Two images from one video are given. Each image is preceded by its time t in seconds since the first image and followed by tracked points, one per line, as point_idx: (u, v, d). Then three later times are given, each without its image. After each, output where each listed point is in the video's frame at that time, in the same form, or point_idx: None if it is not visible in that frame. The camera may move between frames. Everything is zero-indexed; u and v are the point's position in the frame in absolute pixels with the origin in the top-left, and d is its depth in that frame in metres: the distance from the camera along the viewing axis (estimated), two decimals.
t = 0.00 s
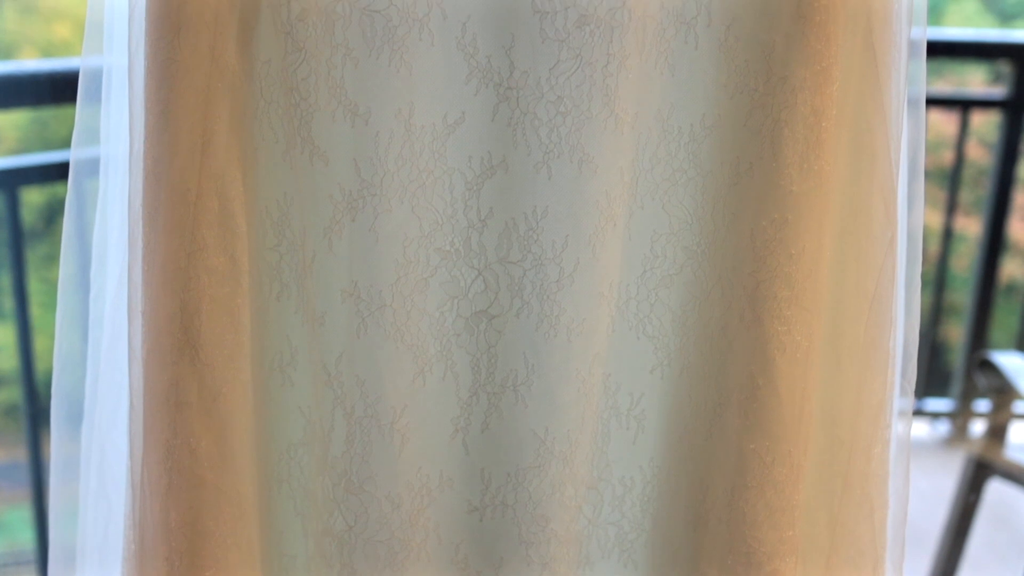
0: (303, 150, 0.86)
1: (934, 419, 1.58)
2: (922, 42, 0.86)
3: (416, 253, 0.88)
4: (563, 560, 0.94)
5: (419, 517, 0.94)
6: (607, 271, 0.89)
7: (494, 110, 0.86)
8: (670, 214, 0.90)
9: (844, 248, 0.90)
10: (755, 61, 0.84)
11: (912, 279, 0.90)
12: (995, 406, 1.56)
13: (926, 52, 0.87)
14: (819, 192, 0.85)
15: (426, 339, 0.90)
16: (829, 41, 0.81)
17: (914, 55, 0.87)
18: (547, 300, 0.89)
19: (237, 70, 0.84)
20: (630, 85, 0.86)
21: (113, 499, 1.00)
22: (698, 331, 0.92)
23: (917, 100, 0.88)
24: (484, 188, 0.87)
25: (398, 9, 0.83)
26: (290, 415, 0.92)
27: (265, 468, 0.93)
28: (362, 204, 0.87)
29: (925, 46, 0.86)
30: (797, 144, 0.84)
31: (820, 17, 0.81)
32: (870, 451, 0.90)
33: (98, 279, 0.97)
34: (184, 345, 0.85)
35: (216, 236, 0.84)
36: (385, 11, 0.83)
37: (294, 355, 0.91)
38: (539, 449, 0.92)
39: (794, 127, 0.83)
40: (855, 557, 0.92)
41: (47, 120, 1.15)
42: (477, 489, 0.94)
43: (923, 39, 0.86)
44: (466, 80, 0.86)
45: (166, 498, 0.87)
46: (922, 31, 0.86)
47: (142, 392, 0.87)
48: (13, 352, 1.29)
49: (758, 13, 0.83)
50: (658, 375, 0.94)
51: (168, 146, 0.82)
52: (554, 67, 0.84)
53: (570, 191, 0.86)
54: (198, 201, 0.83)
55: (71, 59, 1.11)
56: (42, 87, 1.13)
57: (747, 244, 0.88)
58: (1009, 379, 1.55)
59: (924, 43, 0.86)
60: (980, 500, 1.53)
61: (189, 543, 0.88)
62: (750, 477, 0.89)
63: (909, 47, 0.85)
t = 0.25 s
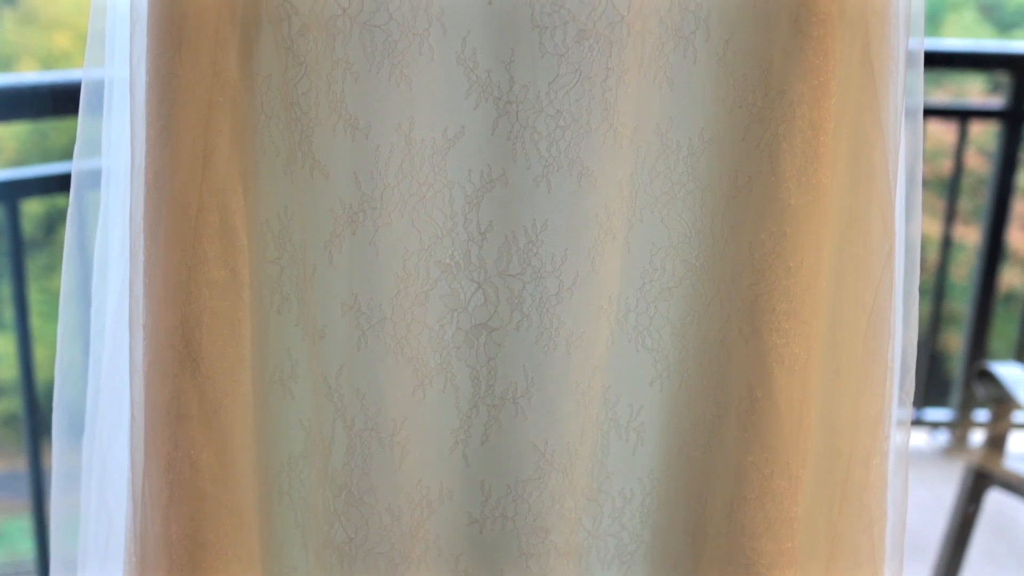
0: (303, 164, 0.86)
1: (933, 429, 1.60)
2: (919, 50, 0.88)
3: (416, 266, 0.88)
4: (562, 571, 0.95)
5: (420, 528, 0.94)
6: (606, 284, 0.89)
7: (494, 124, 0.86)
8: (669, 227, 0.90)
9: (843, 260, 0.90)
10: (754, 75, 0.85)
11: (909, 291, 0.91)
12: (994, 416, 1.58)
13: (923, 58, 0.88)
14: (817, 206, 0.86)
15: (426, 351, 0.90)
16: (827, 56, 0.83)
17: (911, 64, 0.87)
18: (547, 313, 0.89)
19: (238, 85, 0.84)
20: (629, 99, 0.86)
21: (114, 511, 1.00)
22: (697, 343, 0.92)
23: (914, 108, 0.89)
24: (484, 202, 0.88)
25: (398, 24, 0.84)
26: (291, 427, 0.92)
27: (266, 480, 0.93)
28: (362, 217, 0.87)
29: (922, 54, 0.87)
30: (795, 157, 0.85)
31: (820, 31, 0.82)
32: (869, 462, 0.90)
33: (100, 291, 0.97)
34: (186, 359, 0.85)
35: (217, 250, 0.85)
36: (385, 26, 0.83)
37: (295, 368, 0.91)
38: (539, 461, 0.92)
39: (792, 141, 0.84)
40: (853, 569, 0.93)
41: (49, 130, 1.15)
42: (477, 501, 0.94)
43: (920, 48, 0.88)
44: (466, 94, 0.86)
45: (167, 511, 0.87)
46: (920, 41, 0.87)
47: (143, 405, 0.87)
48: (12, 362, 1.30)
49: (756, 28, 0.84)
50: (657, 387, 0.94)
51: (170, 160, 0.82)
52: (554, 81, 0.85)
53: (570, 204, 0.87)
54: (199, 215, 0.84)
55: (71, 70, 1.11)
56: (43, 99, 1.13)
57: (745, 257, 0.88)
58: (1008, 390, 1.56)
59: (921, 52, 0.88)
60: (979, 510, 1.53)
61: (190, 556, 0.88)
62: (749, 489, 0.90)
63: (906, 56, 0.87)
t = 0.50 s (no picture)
0: (304, 180, 0.87)
1: (933, 439, 1.61)
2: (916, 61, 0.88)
3: (416, 281, 0.89)
4: None
5: (420, 542, 0.95)
6: (605, 299, 0.90)
7: (494, 139, 0.86)
8: (668, 242, 0.90)
9: (839, 275, 0.90)
10: (752, 91, 0.86)
11: (908, 304, 0.91)
12: (993, 426, 1.59)
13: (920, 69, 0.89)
14: (815, 222, 0.87)
15: (426, 366, 0.91)
16: (825, 72, 0.84)
17: (909, 75, 0.88)
18: (546, 328, 0.89)
19: (240, 101, 0.85)
20: (628, 115, 0.87)
21: (116, 523, 1.00)
22: (696, 358, 0.93)
23: (912, 120, 0.89)
24: (484, 217, 0.88)
25: (399, 41, 0.84)
26: (291, 442, 0.93)
27: (266, 493, 0.94)
28: (362, 232, 0.87)
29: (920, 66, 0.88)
30: (794, 173, 0.86)
31: (818, 48, 0.83)
32: (867, 476, 0.90)
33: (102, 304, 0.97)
34: (187, 373, 0.85)
35: (218, 265, 0.86)
36: (386, 43, 0.84)
37: (296, 382, 0.91)
38: (539, 475, 0.93)
39: (790, 157, 0.85)
40: None
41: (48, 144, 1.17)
42: (477, 514, 0.95)
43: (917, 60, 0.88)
44: (466, 111, 0.87)
45: (168, 525, 0.88)
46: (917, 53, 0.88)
47: (145, 420, 0.87)
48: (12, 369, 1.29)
49: (754, 45, 0.85)
50: (656, 402, 0.94)
51: (172, 176, 0.83)
52: (553, 98, 0.85)
53: (570, 219, 0.88)
54: (201, 231, 0.84)
55: (73, 82, 1.12)
56: (45, 111, 1.14)
57: (744, 272, 0.89)
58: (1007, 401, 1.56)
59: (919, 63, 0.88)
60: (978, 522, 1.53)
61: (191, 569, 0.89)
62: (748, 503, 0.91)
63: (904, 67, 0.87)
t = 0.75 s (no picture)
0: (305, 193, 0.87)
1: (932, 448, 1.63)
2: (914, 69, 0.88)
3: (416, 294, 0.90)
4: None
5: (420, 553, 0.95)
6: (605, 311, 0.90)
7: (494, 152, 0.87)
8: (667, 255, 0.91)
9: (837, 287, 0.90)
10: (750, 105, 0.86)
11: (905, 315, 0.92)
12: (992, 434, 1.60)
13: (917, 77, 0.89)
14: (813, 235, 0.88)
15: (426, 378, 0.91)
16: (822, 86, 0.85)
17: (906, 84, 0.88)
18: (546, 340, 0.90)
19: (241, 115, 0.86)
20: (627, 129, 0.88)
21: (117, 534, 1.01)
22: (695, 369, 0.93)
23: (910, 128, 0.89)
24: (484, 230, 0.88)
25: (399, 55, 0.85)
26: (291, 453, 0.93)
27: (267, 504, 0.94)
28: (363, 245, 0.88)
29: (917, 74, 0.87)
30: (792, 186, 0.87)
31: (815, 63, 0.84)
32: (866, 487, 0.91)
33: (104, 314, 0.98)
34: (189, 385, 0.86)
35: (220, 279, 0.86)
36: (386, 57, 0.85)
37: (297, 394, 0.92)
38: (539, 486, 0.93)
39: (788, 170, 0.86)
40: None
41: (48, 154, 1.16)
42: (478, 525, 0.95)
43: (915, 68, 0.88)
44: (466, 124, 0.87)
45: (169, 536, 0.88)
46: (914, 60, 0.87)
47: (145, 432, 0.88)
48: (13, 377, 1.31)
49: (752, 58, 0.85)
50: (656, 413, 0.95)
51: (173, 189, 0.83)
52: (553, 112, 0.86)
53: (569, 232, 0.88)
54: (202, 244, 0.85)
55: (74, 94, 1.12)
56: (45, 121, 1.13)
57: (742, 284, 0.90)
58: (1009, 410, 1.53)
59: (916, 71, 0.88)
60: (977, 531, 1.53)
61: None
62: (747, 514, 0.92)
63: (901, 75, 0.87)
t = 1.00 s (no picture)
0: (306, 208, 0.88)
1: (932, 456, 1.66)
2: (911, 79, 0.88)
3: (416, 307, 0.90)
4: None
5: (420, 566, 0.96)
6: (604, 324, 0.91)
7: (494, 167, 0.87)
8: (666, 269, 0.91)
9: (835, 301, 0.91)
10: (749, 120, 0.87)
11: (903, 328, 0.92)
12: (990, 443, 1.60)
13: (915, 88, 0.88)
14: (811, 249, 0.89)
15: (426, 391, 0.92)
16: (820, 102, 0.86)
17: (904, 93, 0.87)
18: (546, 353, 0.90)
19: (243, 131, 0.86)
20: (626, 143, 0.88)
21: (118, 544, 1.01)
22: (695, 382, 0.93)
23: (907, 139, 0.89)
24: (484, 244, 0.89)
25: (400, 71, 0.86)
26: (293, 466, 0.93)
27: (269, 519, 0.94)
28: (364, 259, 0.88)
29: (914, 85, 0.87)
30: (790, 201, 0.87)
31: (814, 78, 0.85)
32: (864, 499, 0.91)
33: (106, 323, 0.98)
34: (190, 399, 0.87)
35: (222, 293, 0.87)
36: (387, 73, 0.85)
37: (298, 407, 0.92)
38: (539, 499, 0.94)
39: (786, 185, 0.87)
40: None
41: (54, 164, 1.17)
42: (477, 538, 0.95)
43: (912, 78, 0.87)
44: (466, 139, 0.87)
45: (170, 549, 0.89)
46: (911, 71, 0.87)
47: (147, 445, 0.88)
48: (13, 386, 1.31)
49: (750, 73, 0.86)
50: (655, 426, 0.95)
51: (175, 205, 0.84)
52: (552, 127, 0.86)
53: (569, 246, 0.89)
54: (204, 258, 0.86)
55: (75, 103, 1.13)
56: (46, 132, 1.13)
57: (741, 298, 0.90)
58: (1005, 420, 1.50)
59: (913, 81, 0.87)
60: (975, 542, 1.51)
61: None
62: (747, 527, 0.93)
63: (897, 86, 0.86)
